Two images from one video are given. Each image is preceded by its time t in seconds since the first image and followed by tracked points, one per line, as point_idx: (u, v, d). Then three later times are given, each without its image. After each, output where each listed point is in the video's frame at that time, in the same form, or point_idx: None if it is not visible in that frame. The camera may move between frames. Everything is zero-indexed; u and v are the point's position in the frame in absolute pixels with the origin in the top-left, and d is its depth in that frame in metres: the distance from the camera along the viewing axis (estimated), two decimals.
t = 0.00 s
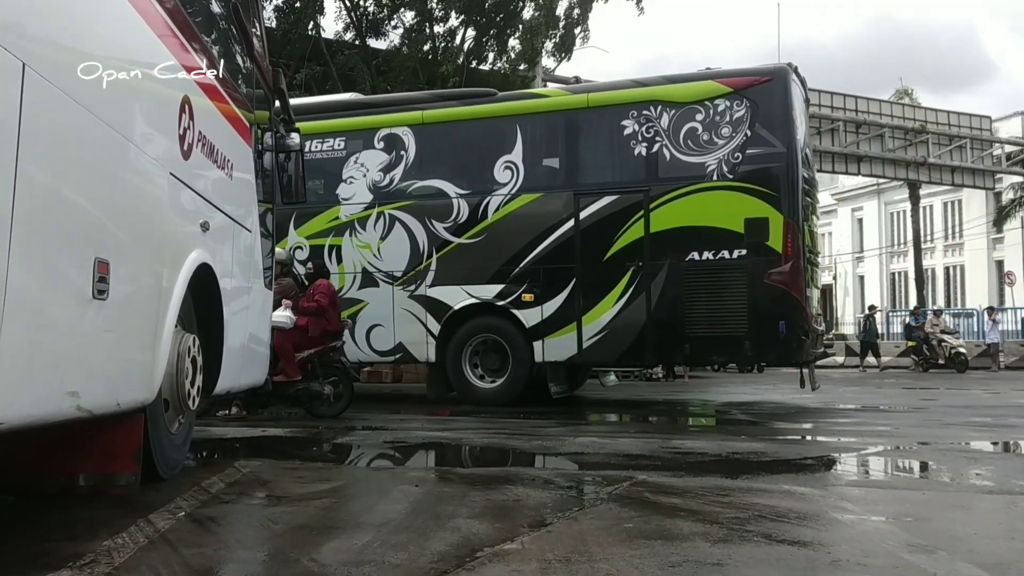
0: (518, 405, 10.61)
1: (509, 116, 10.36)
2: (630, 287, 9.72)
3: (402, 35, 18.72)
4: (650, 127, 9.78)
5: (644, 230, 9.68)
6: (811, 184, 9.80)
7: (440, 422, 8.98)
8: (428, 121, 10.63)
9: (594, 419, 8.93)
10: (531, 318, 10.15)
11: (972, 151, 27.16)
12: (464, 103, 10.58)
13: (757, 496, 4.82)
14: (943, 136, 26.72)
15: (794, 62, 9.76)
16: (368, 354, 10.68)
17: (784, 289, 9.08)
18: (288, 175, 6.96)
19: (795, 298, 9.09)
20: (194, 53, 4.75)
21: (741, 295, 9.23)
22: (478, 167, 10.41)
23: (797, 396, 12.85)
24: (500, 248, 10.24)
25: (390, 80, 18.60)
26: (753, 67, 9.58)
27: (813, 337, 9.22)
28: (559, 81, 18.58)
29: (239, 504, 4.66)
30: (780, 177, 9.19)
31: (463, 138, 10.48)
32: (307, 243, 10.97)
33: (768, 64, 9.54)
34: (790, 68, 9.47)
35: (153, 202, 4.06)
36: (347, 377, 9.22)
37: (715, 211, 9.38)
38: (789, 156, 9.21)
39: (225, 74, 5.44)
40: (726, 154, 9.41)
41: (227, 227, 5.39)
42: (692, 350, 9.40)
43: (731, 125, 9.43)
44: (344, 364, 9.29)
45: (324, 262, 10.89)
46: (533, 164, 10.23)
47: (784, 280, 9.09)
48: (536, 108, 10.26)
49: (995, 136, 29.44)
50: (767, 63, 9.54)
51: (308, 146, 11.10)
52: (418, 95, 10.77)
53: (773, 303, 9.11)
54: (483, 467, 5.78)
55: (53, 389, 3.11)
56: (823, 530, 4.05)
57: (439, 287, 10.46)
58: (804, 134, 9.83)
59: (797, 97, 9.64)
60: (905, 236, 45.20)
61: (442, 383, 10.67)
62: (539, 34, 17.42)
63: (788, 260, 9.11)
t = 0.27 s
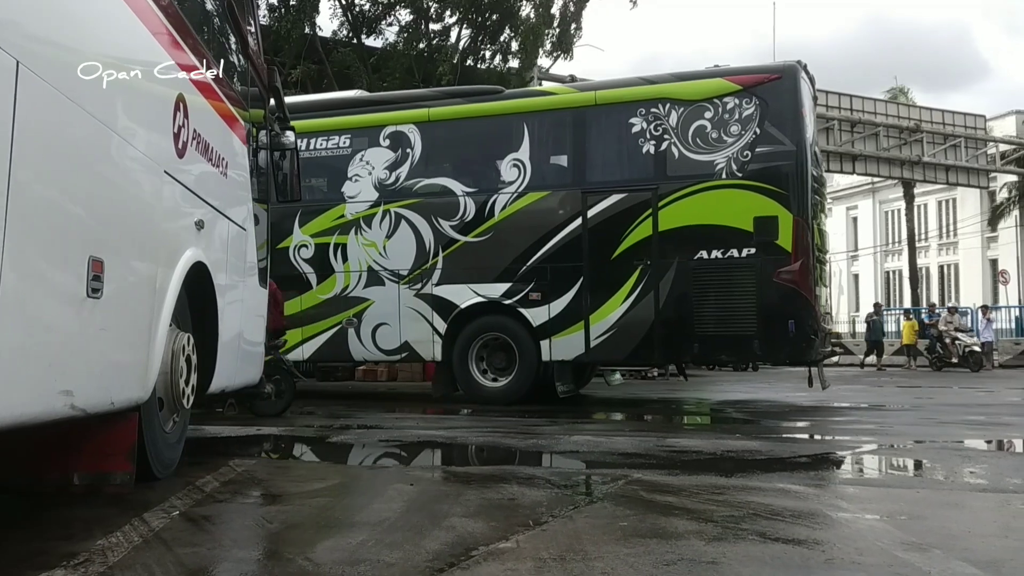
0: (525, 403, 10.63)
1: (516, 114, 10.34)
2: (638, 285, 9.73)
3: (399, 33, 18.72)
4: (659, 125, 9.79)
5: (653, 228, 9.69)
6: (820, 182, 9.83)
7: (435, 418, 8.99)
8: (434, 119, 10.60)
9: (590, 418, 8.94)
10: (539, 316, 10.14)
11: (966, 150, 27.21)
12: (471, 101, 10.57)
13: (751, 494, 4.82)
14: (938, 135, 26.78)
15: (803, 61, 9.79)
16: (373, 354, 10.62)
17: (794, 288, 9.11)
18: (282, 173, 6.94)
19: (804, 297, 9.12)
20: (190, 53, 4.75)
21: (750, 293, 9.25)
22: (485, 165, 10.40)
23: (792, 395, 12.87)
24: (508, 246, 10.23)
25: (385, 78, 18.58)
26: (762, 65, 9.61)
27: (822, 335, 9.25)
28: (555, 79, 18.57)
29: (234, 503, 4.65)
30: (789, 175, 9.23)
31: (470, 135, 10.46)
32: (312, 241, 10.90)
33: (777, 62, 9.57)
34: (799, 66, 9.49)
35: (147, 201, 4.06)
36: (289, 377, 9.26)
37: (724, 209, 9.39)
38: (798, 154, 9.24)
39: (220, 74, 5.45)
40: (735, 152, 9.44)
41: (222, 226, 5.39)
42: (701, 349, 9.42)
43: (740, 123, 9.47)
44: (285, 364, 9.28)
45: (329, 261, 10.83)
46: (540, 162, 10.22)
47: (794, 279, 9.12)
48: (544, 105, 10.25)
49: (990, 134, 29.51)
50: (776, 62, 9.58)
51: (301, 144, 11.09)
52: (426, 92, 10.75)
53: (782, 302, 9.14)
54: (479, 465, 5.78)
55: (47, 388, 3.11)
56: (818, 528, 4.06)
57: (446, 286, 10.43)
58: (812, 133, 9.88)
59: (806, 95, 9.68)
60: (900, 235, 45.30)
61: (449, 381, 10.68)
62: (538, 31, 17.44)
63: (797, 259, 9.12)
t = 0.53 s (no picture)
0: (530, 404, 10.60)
1: (522, 113, 10.36)
2: (645, 285, 9.72)
3: (393, 33, 18.71)
4: (666, 124, 9.81)
5: (660, 228, 9.69)
6: (826, 183, 9.87)
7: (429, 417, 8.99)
8: (440, 119, 10.61)
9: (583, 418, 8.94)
10: (545, 317, 10.13)
11: (959, 151, 27.29)
12: (477, 100, 10.58)
13: (745, 494, 4.83)
14: (931, 136, 26.85)
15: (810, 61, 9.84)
16: (378, 354, 10.62)
17: (802, 288, 9.13)
18: (276, 173, 6.93)
19: (813, 297, 9.13)
20: (183, 52, 4.74)
21: (758, 293, 9.26)
22: (491, 165, 10.41)
23: (785, 395, 12.90)
24: (514, 246, 10.22)
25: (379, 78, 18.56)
26: (769, 65, 9.65)
27: (830, 336, 9.27)
28: (549, 80, 18.57)
29: (227, 504, 4.64)
30: (797, 175, 9.25)
31: (475, 135, 10.47)
32: (316, 241, 10.87)
33: (784, 62, 9.61)
34: (807, 65, 9.54)
35: (141, 201, 4.06)
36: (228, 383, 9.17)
37: (732, 209, 9.40)
38: (806, 154, 9.26)
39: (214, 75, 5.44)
40: (743, 152, 9.46)
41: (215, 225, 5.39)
42: (709, 349, 9.41)
43: (748, 123, 9.50)
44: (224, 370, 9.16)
45: (334, 261, 10.82)
46: (547, 161, 10.23)
47: (802, 279, 9.14)
48: (550, 105, 10.26)
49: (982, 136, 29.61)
50: (783, 61, 9.61)
51: (298, 144, 11.10)
52: (432, 91, 10.74)
53: (790, 302, 9.15)
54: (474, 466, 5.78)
55: (41, 388, 3.10)
56: (811, 528, 4.07)
57: (452, 286, 10.42)
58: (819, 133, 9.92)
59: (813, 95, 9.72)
60: (893, 235, 45.45)
61: (453, 382, 10.64)
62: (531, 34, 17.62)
63: (805, 259, 9.15)
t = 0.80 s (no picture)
0: (534, 404, 10.59)
1: (526, 113, 10.36)
2: (651, 286, 9.72)
3: (384, 33, 18.71)
4: (670, 124, 9.82)
5: (664, 228, 9.69)
6: (831, 183, 9.88)
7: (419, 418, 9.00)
8: (443, 118, 10.59)
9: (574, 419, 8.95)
10: (549, 317, 10.12)
11: (948, 153, 27.44)
12: (480, 100, 10.56)
13: (734, 495, 4.84)
14: (920, 138, 26.99)
15: (816, 61, 9.83)
16: (381, 354, 10.59)
17: (807, 288, 9.14)
18: (266, 174, 6.91)
19: (818, 297, 9.14)
20: (172, 51, 4.71)
21: (764, 294, 9.27)
22: (495, 165, 10.40)
23: (775, 395, 12.95)
24: (518, 246, 10.21)
25: (370, 78, 18.55)
26: (775, 65, 9.64)
27: (836, 337, 9.27)
28: (540, 81, 18.57)
29: (217, 504, 4.63)
30: (802, 175, 9.25)
31: (479, 135, 10.46)
32: (318, 241, 10.84)
33: (790, 61, 9.61)
34: (813, 65, 9.53)
35: (130, 201, 4.03)
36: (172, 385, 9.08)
37: (738, 209, 9.40)
38: (811, 154, 9.27)
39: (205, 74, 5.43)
40: (748, 152, 9.46)
41: (206, 225, 5.37)
42: (714, 350, 9.42)
43: (753, 123, 9.50)
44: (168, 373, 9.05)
45: (336, 261, 10.79)
46: (551, 161, 10.23)
47: (807, 280, 9.14)
48: (554, 105, 10.27)
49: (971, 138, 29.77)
50: (789, 61, 9.61)
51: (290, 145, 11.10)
52: (434, 91, 10.72)
53: (796, 302, 9.16)
54: (465, 466, 5.78)
55: (30, 390, 3.09)
56: (800, 529, 4.09)
57: (455, 286, 10.41)
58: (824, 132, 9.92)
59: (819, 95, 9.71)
60: (882, 237, 45.67)
61: (457, 383, 10.62)
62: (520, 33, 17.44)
63: (811, 259, 9.15)
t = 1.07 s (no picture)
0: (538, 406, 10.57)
1: (530, 113, 10.30)
2: (656, 287, 9.73)
3: (374, 34, 18.74)
4: (676, 125, 9.78)
5: (670, 230, 9.69)
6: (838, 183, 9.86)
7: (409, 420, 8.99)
8: (447, 118, 10.54)
9: (564, 421, 8.95)
10: (553, 319, 10.10)
11: (936, 156, 27.59)
12: (483, 100, 10.51)
13: (724, 496, 4.86)
14: (909, 141, 27.12)
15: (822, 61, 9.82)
16: (384, 356, 10.55)
17: (814, 290, 9.14)
18: (257, 174, 6.89)
19: (825, 299, 9.14)
20: (162, 50, 4.69)
21: (770, 296, 9.28)
22: (499, 165, 10.34)
23: (764, 397, 13.00)
24: (522, 247, 10.16)
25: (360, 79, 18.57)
26: (781, 65, 9.63)
27: (842, 338, 9.27)
28: (532, 82, 18.61)
29: (206, 506, 4.61)
30: (809, 176, 9.24)
31: (483, 135, 10.40)
32: (321, 241, 10.80)
33: (796, 62, 9.60)
34: (819, 65, 9.52)
35: (120, 201, 4.01)
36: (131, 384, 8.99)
37: (744, 211, 9.39)
38: (818, 154, 9.25)
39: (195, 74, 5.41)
40: (754, 152, 9.44)
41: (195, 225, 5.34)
42: (720, 352, 9.42)
43: (759, 123, 9.47)
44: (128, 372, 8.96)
45: (339, 262, 10.74)
46: (555, 162, 10.18)
47: (814, 281, 9.14)
48: (559, 105, 10.21)
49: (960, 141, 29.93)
50: (795, 62, 9.60)
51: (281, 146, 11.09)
52: (438, 91, 10.69)
53: (803, 304, 9.17)
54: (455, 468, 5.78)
55: (17, 391, 3.07)
56: (789, 530, 4.10)
57: (458, 287, 10.37)
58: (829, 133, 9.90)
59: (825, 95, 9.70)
60: (871, 239, 45.88)
61: (461, 385, 10.60)
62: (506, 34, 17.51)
63: (818, 261, 9.15)
